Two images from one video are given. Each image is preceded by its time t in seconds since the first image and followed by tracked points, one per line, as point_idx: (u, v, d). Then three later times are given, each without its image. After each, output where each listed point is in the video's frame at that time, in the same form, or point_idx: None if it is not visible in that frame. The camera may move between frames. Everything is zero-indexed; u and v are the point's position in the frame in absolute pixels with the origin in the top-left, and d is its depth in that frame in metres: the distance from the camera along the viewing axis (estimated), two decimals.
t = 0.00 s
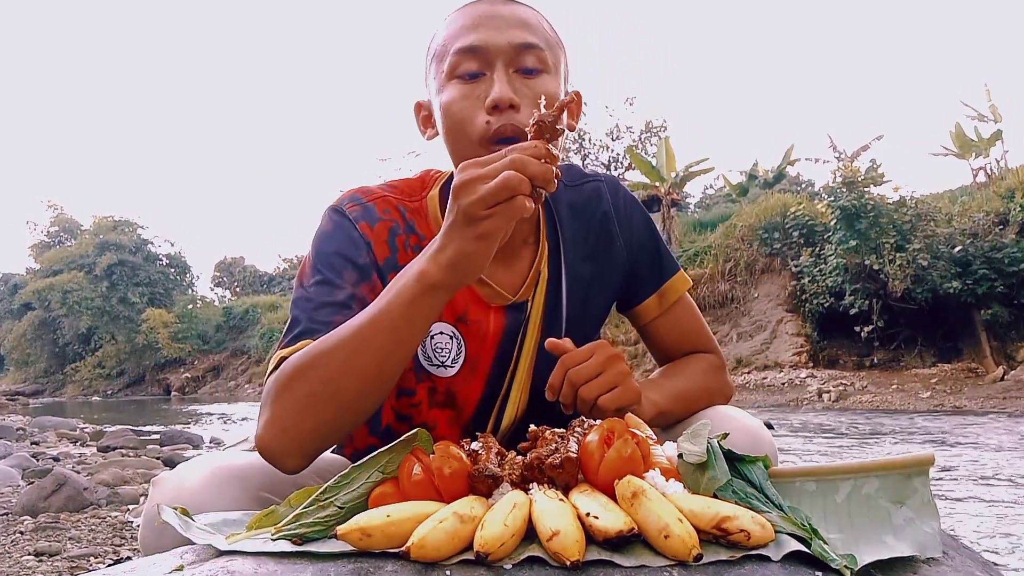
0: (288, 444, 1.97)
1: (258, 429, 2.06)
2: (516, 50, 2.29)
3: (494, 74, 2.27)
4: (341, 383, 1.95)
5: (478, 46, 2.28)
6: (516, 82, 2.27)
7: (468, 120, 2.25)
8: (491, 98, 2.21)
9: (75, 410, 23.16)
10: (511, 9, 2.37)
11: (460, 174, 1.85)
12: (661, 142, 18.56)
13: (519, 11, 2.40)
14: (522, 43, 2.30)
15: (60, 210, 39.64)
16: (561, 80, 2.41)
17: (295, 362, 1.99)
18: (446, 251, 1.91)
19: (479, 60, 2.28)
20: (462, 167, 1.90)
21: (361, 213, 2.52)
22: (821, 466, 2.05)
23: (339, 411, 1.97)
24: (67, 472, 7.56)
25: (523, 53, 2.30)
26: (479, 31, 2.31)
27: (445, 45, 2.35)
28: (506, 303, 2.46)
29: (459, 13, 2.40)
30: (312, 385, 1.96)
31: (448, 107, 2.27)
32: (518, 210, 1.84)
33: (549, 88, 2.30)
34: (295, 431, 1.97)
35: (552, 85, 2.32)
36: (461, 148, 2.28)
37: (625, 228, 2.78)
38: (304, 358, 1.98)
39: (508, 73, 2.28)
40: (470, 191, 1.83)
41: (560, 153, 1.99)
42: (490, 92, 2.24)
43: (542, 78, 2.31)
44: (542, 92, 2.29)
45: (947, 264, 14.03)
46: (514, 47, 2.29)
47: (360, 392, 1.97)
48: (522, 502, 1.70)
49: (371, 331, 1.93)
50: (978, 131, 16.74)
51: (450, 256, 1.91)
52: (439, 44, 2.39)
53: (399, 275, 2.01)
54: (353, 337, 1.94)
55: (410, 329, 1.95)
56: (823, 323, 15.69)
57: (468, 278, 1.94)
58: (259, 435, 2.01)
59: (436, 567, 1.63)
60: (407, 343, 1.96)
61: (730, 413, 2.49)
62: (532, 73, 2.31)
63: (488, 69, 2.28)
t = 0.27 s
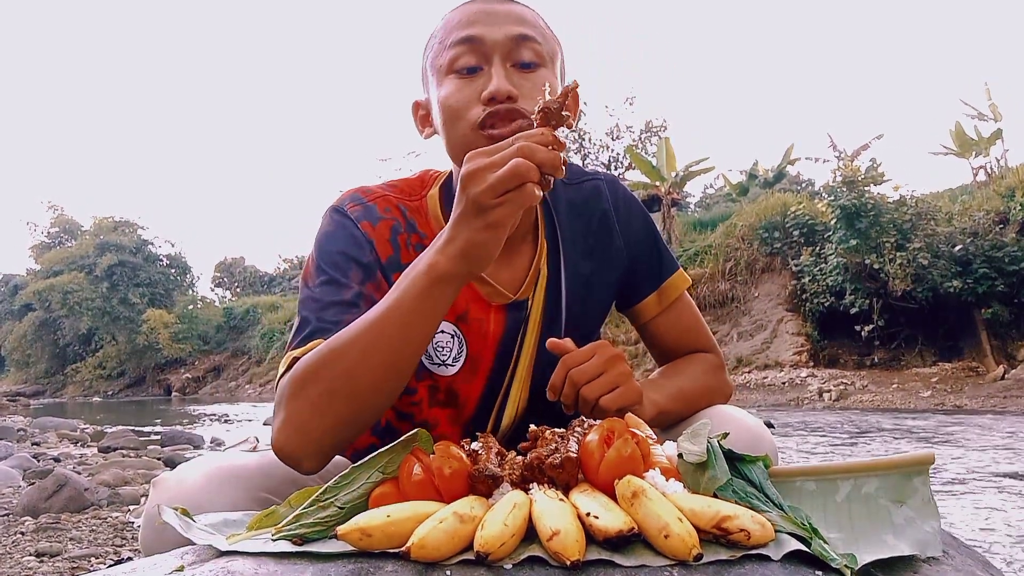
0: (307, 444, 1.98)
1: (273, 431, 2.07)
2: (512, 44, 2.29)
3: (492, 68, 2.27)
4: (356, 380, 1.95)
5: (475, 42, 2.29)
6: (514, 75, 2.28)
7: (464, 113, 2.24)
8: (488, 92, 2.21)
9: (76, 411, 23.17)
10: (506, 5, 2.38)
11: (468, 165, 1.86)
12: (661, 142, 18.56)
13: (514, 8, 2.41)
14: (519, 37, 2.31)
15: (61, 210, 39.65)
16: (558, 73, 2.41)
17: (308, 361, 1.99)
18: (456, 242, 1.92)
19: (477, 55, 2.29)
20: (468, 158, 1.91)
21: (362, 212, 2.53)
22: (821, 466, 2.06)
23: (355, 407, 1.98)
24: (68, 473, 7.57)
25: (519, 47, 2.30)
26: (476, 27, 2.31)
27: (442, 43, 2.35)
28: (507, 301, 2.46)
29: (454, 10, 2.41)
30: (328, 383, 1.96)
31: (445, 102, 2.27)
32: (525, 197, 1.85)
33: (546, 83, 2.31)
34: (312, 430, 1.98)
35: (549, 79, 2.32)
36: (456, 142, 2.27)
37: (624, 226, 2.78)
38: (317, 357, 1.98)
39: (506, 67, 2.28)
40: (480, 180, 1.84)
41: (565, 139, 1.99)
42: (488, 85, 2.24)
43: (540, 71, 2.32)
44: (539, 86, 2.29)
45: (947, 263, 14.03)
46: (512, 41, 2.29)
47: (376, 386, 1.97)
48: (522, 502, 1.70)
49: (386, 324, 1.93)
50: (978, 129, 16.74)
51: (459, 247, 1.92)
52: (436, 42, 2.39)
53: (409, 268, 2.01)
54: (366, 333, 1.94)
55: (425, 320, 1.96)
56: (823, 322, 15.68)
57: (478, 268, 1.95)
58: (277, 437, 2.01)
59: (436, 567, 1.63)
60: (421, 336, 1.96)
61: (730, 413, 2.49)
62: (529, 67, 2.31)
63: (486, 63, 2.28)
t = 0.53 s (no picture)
0: (323, 441, 1.98)
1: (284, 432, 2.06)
2: (506, 36, 2.30)
3: (486, 58, 2.27)
4: (368, 373, 1.94)
5: (469, 35, 2.30)
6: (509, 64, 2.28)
7: (460, 103, 2.23)
8: (482, 79, 2.21)
9: (76, 409, 23.16)
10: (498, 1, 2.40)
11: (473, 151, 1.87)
12: (662, 142, 18.56)
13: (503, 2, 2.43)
14: (512, 27, 2.32)
15: (61, 209, 39.64)
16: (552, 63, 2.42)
17: (318, 358, 1.99)
18: (463, 228, 1.93)
19: (472, 47, 2.29)
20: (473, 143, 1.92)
21: (362, 212, 2.52)
22: (821, 467, 2.06)
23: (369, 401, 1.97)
24: (67, 471, 7.56)
25: (512, 39, 2.31)
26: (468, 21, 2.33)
27: (437, 40, 2.37)
28: (506, 301, 2.47)
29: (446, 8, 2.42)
30: (340, 377, 1.95)
31: (440, 94, 2.27)
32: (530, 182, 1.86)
33: (541, 72, 2.30)
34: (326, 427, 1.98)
35: (544, 69, 2.32)
36: (453, 133, 2.26)
37: (622, 225, 2.78)
38: (327, 353, 1.98)
39: (499, 57, 2.28)
40: (486, 165, 1.85)
41: (569, 121, 1.99)
42: (482, 74, 2.24)
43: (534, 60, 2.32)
44: (535, 75, 2.28)
45: (947, 265, 14.04)
46: (504, 31, 2.31)
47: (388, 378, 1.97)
48: (523, 502, 1.69)
49: (396, 316, 1.94)
50: (979, 131, 16.75)
51: (464, 235, 1.93)
52: (430, 40, 2.41)
53: (414, 259, 2.02)
54: (374, 326, 1.94)
55: (435, 310, 1.96)
56: (823, 323, 15.69)
57: (486, 255, 1.96)
58: (290, 437, 2.01)
59: (437, 567, 1.63)
60: (432, 325, 1.97)
61: (731, 413, 2.48)
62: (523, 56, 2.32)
63: (480, 54, 2.29)
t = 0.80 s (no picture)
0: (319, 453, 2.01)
1: (284, 437, 2.10)
2: (503, 33, 2.31)
3: (484, 56, 2.27)
4: (363, 390, 1.96)
5: (467, 31, 2.30)
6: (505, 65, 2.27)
7: (457, 102, 2.23)
8: (480, 76, 2.21)
9: (79, 408, 23.21)
10: None
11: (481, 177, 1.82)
12: (664, 141, 18.56)
13: None
14: (510, 26, 2.32)
15: (63, 209, 39.69)
16: (552, 62, 2.41)
17: (316, 372, 2.01)
18: (463, 255, 1.89)
19: (470, 47, 2.29)
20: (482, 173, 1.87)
21: (361, 213, 2.53)
22: (822, 465, 2.06)
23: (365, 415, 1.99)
24: (70, 470, 7.58)
25: (510, 36, 2.31)
26: (469, 18, 2.34)
27: (437, 37, 2.38)
28: (506, 298, 2.46)
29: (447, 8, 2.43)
30: (336, 393, 1.98)
31: (438, 92, 2.27)
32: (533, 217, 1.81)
33: (541, 68, 2.29)
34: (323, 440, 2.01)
35: (543, 66, 2.31)
36: (451, 133, 2.26)
37: (623, 222, 2.78)
38: (324, 367, 2.00)
39: (497, 56, 2.27)
40: (492, 202, 1.81)
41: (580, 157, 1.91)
42: (478, 71, 2.24)
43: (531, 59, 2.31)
44: (535, 70, 2.28)
45: (949, 262, 14.04)
46: (503, 29, 2.31)
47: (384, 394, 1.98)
48: (524, 500, 1.70)
49: (392, 336, 1.94)
50: (981, 128, 16.73)
51: (464, 262, 1.90)
52: (431, 36, 2.42)
53: (413, 279, 2.01)
54: (371, 343, 1.95)
55: (431, 332, 1.95)
56: (825, 320, 15.69)
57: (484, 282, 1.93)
58: (288, 447, 2.05)
59: (439, 565, 1.63)
60: (427, 345, 1.96)
61: (732, 411, 2.48)
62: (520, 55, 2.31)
63: (477, 51, 2.29)
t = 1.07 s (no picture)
0: (291, 466, 2.08)
1: (268, 442, 2.15)
2: (502, 32, 2.30)
3: (482, 55, 2.27)
4: (337, 419, 2.00)
5: (466, 30, 2.30)
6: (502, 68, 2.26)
7: (452, 100, 2.23)
8: (477, 75, 2.20)
9: (76, 408, 23.18)
10: None
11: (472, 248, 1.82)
12: (662, 141, 18.56)
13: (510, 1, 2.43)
14: (509, 26, 2.31)
15: (61, 208, 39.64)
16: (549, 64, 2.40)
17: (299, 392, 2.05)
18: (445, 315, 1.88)
19: (468, 47, 2.29)
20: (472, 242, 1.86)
21: (353, 217, 2.53)
22: (821, 465, 2.06)
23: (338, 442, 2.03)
24: (67, 469, 7.57)
25: (509, 36, 2.31)
26: (471, 17, 2.33)
27: (438, 31, 2.37)
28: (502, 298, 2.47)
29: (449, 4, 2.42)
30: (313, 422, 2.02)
31: (436, 91, 2.26)
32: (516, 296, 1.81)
33: (539, 71, 2.29)
34: (298, 457, 2.07)
35: (541, 67, 2.31)
36: (445, 131, 2.25)
37: (621, 223, 2.79)
38: (305, 390, 2.04)
39: (495, 56, 2.27)
40: (478, 275, 1.81)
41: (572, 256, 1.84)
42: (476, 70, 2.23)
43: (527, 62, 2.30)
44: (534, 75, 2.27)
45: (947, 263, 14.06)
46: (502, 29, 2.30)
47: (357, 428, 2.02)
48: (522, 499, 1.70)
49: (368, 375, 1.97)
50: (979, 130, 16.75)
51: (445, 322, 1.89)
52: (432, 30, 2.42)
53: (397, 322, 2.01)
54: (351, 380, 1.98)
55: (407, 377, 1.97)
56: (822, 321, 15.70)
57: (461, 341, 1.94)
58: (270, 459, 2.11)
59: (436, 564, 1.63)
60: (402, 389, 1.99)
61: (730, 412, 2.49)
62: (517, 57, 2.30)
63: (475, 51, 2.29)
